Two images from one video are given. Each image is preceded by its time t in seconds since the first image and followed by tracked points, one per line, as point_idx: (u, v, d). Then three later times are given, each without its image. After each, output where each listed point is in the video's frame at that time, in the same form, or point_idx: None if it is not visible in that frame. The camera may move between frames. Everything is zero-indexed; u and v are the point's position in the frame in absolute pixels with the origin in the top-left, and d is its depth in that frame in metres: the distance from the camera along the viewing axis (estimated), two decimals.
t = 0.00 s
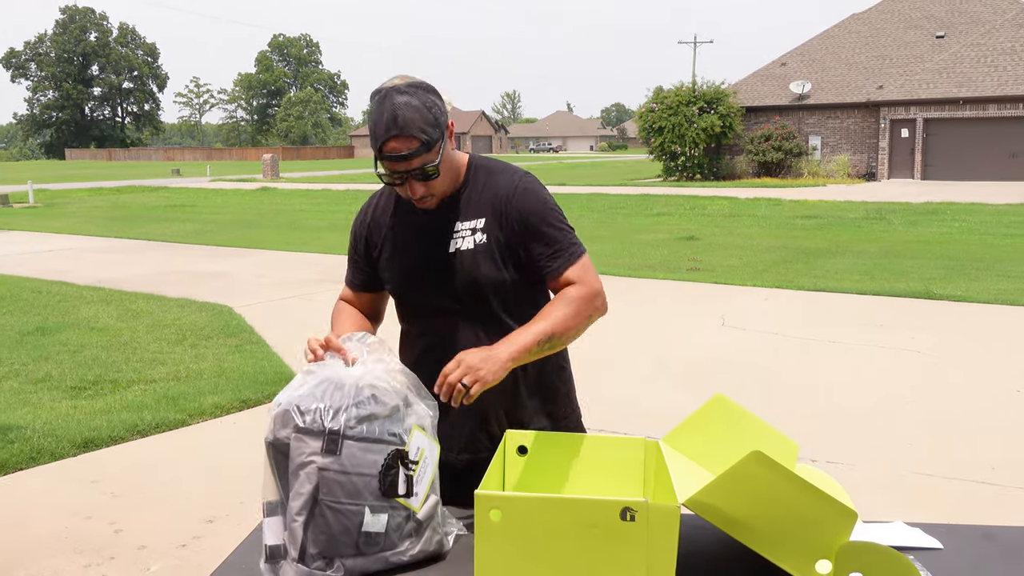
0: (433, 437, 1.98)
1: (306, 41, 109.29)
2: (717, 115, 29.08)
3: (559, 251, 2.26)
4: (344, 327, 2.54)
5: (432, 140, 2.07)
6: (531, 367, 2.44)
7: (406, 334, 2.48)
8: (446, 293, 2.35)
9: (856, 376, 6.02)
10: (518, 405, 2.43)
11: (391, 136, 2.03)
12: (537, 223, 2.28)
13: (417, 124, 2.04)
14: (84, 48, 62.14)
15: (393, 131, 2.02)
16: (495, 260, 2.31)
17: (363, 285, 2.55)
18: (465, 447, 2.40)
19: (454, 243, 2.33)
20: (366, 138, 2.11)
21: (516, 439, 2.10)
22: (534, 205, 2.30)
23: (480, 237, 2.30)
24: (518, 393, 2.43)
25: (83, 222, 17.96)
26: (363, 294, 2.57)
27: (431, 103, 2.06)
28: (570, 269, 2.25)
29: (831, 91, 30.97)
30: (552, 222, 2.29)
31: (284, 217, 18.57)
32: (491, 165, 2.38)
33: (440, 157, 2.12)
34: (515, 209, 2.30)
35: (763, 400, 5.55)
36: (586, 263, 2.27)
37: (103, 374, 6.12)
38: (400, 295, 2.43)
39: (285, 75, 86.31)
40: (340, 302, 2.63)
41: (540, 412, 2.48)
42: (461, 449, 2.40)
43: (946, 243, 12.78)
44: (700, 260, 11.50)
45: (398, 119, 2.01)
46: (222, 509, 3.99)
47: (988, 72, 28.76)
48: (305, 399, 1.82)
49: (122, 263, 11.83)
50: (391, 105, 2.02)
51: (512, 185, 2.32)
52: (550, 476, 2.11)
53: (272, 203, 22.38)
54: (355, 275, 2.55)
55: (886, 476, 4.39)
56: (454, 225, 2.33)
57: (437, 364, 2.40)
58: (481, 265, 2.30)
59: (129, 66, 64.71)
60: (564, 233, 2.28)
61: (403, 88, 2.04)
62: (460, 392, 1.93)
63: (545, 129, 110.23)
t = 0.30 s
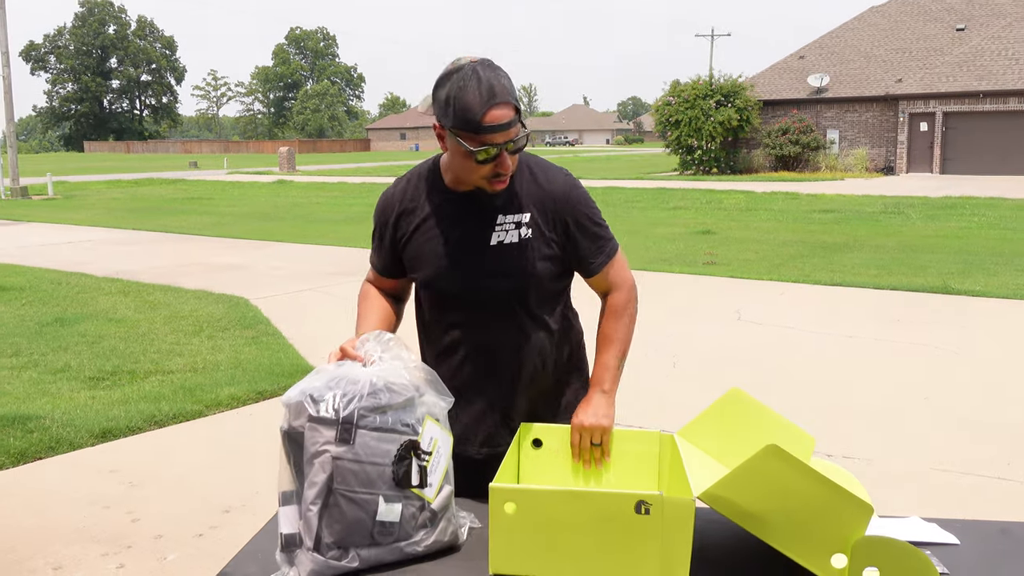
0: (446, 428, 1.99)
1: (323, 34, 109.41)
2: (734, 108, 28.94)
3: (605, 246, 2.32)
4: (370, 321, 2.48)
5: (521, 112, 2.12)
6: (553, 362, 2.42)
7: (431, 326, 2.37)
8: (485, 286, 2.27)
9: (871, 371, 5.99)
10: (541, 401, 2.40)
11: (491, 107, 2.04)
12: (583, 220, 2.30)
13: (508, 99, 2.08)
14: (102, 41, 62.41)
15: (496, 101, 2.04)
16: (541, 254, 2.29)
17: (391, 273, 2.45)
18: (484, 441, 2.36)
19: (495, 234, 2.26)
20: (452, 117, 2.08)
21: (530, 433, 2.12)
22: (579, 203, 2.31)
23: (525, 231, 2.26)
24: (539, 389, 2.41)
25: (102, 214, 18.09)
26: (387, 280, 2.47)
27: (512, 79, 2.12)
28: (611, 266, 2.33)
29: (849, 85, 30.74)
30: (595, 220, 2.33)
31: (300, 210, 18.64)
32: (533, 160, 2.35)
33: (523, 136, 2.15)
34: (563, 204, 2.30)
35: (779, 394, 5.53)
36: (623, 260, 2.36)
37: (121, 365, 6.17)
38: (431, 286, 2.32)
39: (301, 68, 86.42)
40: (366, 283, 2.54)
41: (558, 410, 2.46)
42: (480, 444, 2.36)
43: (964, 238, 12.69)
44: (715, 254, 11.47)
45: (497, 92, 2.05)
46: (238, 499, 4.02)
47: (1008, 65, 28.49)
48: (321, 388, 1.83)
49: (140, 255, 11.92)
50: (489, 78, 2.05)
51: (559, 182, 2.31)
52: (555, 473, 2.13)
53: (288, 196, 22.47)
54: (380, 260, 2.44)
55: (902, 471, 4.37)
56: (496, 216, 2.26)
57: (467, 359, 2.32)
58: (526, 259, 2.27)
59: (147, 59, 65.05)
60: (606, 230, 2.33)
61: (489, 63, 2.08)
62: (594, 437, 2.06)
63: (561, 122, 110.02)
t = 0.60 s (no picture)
0: (452, 426, 2.00)
1: (331, 31, 109.51)
2: (741, 106, 28.88)
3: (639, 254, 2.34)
4: (382, 311, 2.43)
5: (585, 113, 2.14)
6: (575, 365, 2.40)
7: (460, 315, 2.34)
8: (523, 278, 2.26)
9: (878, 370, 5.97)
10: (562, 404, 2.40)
11: (562, 95, 2.06)
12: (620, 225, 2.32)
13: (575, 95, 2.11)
14: (111, 37, 62.57)
15: (571, 92, 2.06)
16: (578, 253, 2.29)
17: (421, 262, 2.42)
18: (505, 439, 2.34)
19: (537, 231, 2.26)
20: (522, 108, 2.06)
21: (539, 432, 2.12)
22: (618, 209, 2.33)
23: (566, 230, 2.27)
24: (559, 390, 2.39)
25: (109, 210, 18.14)
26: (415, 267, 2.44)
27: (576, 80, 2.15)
28: (641, 276, 2.35)
29: (857, 83, 30.64)
30: (630, 229, 2.34)
31: (306, 207, 18.65)
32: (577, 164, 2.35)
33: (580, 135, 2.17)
34: (604, 207, 2.30)
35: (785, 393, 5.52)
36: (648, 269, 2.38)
37: (127, 361, 6.19)
38: (466, 276, 2.30)
39: (309, 65, 86.49)
40: (386, 273, 2.51)
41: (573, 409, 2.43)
42: (501, 440, 2.33)
43: (972, 236, 12.64)
44: (722, 252, 11.45)
45: (567, 84, 2.07)
46: (243, 496, 4.03)
47: (1017, 63, 28.38)
48: (326, 388, 1.83)
49: (147, 251, 11.95)
50: (561, 69, 2.07)
51: (603, 186, 2.32)
52: (563, 471, 2.13)
53: (294, 193, 22.52)
54: (410, 247, 2.40)
55: (906, 470, 4.36)
56: (540, 212, 2.26)
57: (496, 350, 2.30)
58: (564, 259, 2.27)
59: (155, 55, 65.19)
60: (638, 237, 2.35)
61: (556, 57, 2.10)
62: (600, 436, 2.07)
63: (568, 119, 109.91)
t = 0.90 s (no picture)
0: (446, 425, 2.01)
1: (329, 30, 109.43)
2: (739, 106, 28.87)
3: (678, 254, 2.38)
4: (394, 300, 2.48)
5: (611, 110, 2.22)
6: (605, 364, 2.43)
7: (488, 306, 2.44)
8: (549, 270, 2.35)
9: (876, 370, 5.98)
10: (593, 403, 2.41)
11: (581, 91, 2.17)
12: (656, 226, 2.38)
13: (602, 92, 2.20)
14: (109, 36, 62.47)
15: (591, 90, 2.17)
16: (610, 250, 2.36)
17: (448, 254, 2.50)
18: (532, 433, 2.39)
19: (572, 225, 2.35)
20: (546, 99, 2.21)
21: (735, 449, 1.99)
22: (656, 210, 2.39)
23: (601, 227, 2.35)
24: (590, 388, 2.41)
25: (106, 209, 18.12)
26: (443, 259, 2.51)
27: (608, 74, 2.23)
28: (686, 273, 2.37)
29: (855, 83, 30.65)
30: (665, 230, 2.39)
31: (304, 206, 18.64)
32: (615, 166, 2.44)
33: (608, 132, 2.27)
34: (639, 208, 2.38)
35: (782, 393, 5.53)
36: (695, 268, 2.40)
37: (123, 360, 6.19)
38: (495, 266, 2.40)
39: (307, 64, 86.40)
40: (406, 266, 2.57)
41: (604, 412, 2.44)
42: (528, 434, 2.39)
43: (969, 236, 12.65)
44: (719, 252, 11.46)
45: (589, 80, 2.17)
46: (239, 495, 4.03)
47: (1014, 63, 28.40)
48: (319, 387, 1.84)
49: (143, 250, 11.94)
50: (587, 68, 2.17)
51: (637, 189, 2.39)
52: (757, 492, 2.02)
53: (291, 192, 22.50)
54: (441, 238, 2.49)
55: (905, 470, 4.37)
56: (575, 207, 2.36)
57: (520, 341, 2.37)
58: (593, 253, 2.35)
59: (153, 54, 65.13)
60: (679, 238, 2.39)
61: (590, 54, 2.20)
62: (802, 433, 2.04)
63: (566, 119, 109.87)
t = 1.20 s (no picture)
0: (432, 423, 2.01)
1: (318, 30, 109.26)
2: (727, 106, 28.94)
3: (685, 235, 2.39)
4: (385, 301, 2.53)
5: (560, 114, 2.27)
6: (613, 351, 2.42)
7: (494, 304, 2.45)
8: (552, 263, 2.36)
9: (863, 368, 6.03)
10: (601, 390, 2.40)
11: (526, 93, 2.27)
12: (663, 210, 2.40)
13: (552, 96, 2.27)
14: (96, 35, 62.18)
15: (533, 92, 2.25)
16: (614, 238, 2.36)
17: (444, 254, 2.55)
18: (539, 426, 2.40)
19: (571, 217, 2.37)
20: (506, 103, 2.34)
21: None
22: (661, 195, 2.41)
23: (602, 215, 2.36)
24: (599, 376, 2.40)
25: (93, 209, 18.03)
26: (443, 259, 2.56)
27: (572, 81, 2.29)
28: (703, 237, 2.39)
29: (842, 83, 30.78)
30: (669, 212, 2.39)
31: (292, 206, 18.58)
32: (613, 156, 2.48)
33: (565, 138, 2.31)
34: (643, 194, 2.40)
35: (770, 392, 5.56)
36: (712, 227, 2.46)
37: (110, 360, 6.17)
38: (499, 263, 2.42)
39: (296, 64, 86.19)
40: (403, 268, 2.62)
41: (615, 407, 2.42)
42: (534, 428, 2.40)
43: (955, 236, 12.72)
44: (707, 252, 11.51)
45: (540, 81, 2.26)
46: (226, 496, 4.03)
47: (1000, 64, 28.58)
48: (304, 385, 1.83)
49: (130, 250, 11.90)
50: (538, 70, 2.27)
51: (639, 177, 2.42)
52: None
53: (279, 192, 22.42)
54: (441, 239, 2.55)
55: (891, 468, 4.40)
56: (572, 202, 2.38)
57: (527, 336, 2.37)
58: (596, 242, 2.35)
59: (140, 53, 64.83)
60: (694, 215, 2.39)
61: (554, 59, 2.30)
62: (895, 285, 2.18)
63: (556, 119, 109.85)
